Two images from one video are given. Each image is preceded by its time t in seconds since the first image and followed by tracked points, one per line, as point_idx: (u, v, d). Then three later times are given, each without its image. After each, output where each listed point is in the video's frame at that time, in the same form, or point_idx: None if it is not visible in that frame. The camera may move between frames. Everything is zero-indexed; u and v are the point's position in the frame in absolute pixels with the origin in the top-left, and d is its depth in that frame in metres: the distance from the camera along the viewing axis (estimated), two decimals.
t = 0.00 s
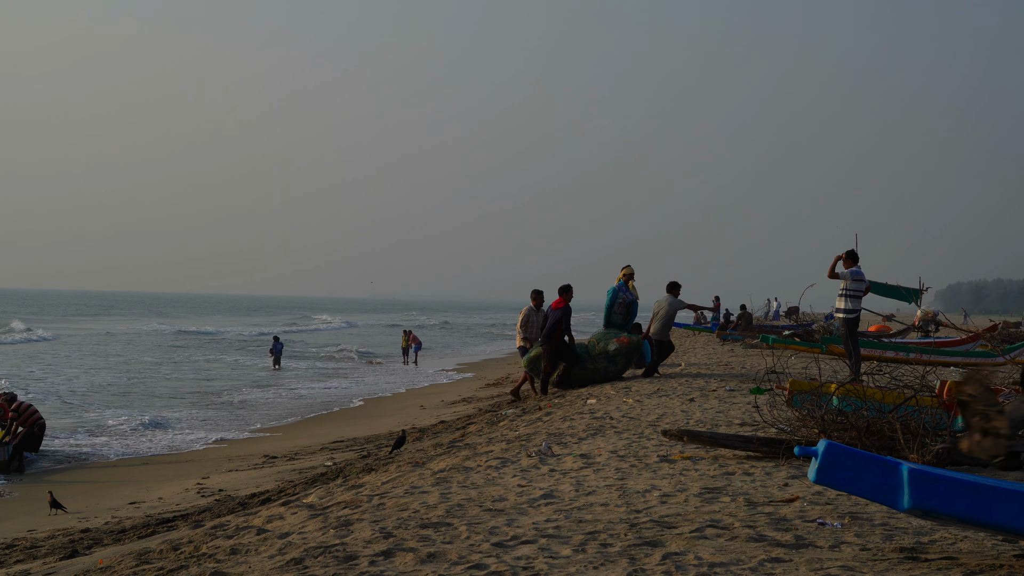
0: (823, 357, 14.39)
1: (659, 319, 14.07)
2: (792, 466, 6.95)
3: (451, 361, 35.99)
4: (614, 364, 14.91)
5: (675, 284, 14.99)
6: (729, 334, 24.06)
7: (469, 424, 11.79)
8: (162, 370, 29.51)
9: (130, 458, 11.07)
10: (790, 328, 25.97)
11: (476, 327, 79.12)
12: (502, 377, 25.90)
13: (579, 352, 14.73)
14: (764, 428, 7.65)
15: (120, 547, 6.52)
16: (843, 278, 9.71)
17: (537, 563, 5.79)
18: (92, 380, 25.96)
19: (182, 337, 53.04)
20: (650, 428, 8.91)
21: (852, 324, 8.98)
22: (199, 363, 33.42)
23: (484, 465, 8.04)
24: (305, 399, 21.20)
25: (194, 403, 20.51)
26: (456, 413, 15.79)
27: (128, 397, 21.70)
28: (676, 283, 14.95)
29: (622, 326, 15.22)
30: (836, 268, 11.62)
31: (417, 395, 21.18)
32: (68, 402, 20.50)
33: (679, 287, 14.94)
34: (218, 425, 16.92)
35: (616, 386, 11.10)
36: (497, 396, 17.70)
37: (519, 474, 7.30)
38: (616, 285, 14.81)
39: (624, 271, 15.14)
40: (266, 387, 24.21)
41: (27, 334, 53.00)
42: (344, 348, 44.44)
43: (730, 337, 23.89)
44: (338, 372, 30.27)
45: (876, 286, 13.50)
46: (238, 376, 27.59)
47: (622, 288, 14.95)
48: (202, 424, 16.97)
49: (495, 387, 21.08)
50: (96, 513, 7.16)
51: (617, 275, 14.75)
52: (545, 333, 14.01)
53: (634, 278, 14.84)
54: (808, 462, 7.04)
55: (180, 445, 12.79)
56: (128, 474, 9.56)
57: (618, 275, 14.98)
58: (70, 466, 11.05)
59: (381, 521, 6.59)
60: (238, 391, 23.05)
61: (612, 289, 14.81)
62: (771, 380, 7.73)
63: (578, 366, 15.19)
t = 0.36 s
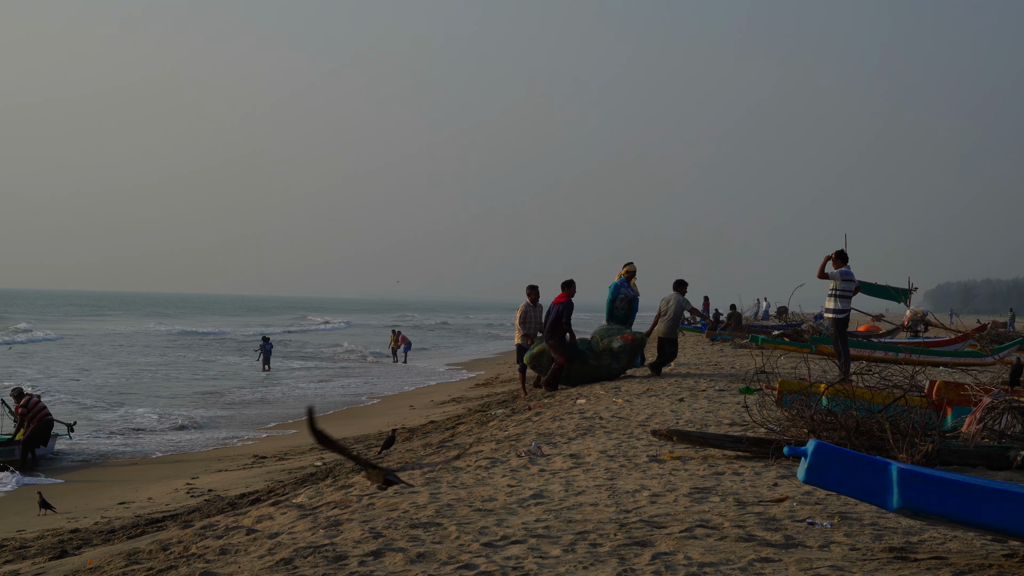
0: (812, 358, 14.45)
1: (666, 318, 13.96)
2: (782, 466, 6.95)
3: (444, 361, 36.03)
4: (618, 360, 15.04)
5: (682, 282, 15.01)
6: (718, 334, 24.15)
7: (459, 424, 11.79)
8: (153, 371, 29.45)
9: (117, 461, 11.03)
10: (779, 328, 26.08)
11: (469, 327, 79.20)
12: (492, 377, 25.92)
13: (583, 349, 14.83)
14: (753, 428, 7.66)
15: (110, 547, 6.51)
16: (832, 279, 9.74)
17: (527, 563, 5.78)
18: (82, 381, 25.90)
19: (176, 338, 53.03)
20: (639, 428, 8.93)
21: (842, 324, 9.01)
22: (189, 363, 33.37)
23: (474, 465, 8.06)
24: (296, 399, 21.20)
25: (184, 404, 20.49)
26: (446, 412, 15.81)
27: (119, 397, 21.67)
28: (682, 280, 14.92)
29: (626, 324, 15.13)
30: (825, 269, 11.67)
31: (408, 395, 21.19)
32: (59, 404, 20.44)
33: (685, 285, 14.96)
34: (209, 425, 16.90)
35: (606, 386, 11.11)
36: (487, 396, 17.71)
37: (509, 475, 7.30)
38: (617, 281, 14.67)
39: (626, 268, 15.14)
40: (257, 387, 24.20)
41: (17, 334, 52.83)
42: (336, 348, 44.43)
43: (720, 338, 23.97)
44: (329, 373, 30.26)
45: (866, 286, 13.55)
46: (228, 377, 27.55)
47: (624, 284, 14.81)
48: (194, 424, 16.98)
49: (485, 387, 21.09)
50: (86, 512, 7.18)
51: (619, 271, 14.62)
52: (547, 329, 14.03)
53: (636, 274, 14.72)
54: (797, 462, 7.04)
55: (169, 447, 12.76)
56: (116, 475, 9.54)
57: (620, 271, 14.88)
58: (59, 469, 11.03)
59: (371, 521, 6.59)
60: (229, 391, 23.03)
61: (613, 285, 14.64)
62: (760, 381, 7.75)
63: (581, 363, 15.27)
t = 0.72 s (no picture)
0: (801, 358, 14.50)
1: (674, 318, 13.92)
2: (771, 466, 6.95)
3: (435, 361, 36.08)
4: (626, 358, 15.13)
5: (690, 282, 15.00)
6: (708, 334, 24.23)
7: (448, 424, 11.80)
8: (143, 371, 29.37)
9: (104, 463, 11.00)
10: (768, 328, 26.20)
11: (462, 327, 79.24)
12: (483, 377, 25.97)
13: (590, 346, 14.90)
14: (742, 429, 7.65)
15: (99, 547, 6.51)
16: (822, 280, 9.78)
17: (516, 563, 5.78)
18: (72, 381, 25.81)
19: (172, 338, 53.04)
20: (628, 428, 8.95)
21: (832, 323, 9.04)
22: (180, 363, 33.29)
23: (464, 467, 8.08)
24: (287, 399, 21.17)
25: (175, 404, 20.44)
26: (436, 412, 15.83)
27: (109, 398, 21.61)
28: (690, 280, 15.00)
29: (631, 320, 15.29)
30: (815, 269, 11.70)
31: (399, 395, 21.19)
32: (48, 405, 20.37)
33: (693, 285, 14.97)
34: (200, 425, 16.87)
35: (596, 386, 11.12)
36: (476, 396, 17.71)
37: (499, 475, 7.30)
38: (621, 281, 14.80)
39: (630, 265, 15.19)
40: (248, 387, 24.17)
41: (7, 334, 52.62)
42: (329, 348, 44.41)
43: (709, 338, 24.06)
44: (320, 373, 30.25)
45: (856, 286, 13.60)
46: (219, 377, 27.51)
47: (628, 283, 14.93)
48: (187, 424, 17.00)
49: (474, 387, 21.10)
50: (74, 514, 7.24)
51: (623, 270, 14.71)
52: (552, 326, 14.06)
53: (639, 273, 14.80)
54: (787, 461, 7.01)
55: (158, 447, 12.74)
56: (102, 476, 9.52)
57: (624, 270, 14.94)
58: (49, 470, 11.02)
59: (360, 521, 6.59)
60: (220, 391, 22.99)
61: (617, 284, 14.77)
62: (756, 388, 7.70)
63: (589, 359, 15.34)
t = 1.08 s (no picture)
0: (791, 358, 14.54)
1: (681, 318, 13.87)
2: (759, 466, 6.94)
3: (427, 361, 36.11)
4: (636, 354, 15.13)
5: (701, 282, 15.03)
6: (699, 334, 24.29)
7: (437, 424, 11.80)
8: (134, 371, 29.32)
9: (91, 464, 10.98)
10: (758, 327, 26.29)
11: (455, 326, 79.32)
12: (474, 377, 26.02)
13: (597, 342, 14.89)
14: (730, 428, 7.64)
15: (88, 548, 6.50)
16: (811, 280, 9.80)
17: (505, 563, 5.78)
18: (63, 381, 25.75)
19: (166, 338, 52.93)
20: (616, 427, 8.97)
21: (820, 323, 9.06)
22: (172, 364, 33.26)
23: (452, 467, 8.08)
24: (278, 399, 21.17)
25: (166, 404, 20.41)
26: (425, 412, 15.84)
27: (100, 398, 21.57)
28: (701, 279, 15.00)
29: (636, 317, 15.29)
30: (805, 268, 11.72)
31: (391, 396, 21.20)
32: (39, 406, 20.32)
33: (704, 284, 14.99)
34: (192, 425, 16.84)
35: (586, 386, 11.13)
36: (466, 396, 17.72)
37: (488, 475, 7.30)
38: (626, 278, 14.84)
39: (635, 263, 15.22)
40: (240, 387, 24.16)
41: None
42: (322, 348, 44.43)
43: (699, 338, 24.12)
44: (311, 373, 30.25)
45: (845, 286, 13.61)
46: (210, 377, 27.49)
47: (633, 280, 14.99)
48: (179, 424, 16.99)
49: (463, 387, 21.12)
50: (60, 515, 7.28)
51: (627, 268, 14.75)
52: (557, 323, 14.06)
53: (645, 271, 14.85)
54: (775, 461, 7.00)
55: (147, 448, 12.72)
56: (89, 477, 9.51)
57: (629, 267, 14.97)
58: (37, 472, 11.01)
59: (349, 521, 6.58)
60: (211, 391, 22.97)
61: (622, 281, 14.81)
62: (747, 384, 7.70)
63: (598, 356, 15.33)
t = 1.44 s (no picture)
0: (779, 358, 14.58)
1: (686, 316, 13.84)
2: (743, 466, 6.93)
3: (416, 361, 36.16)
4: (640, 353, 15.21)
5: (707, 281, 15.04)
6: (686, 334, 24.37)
7: (422, 424, 11.80)
8: (123, 371, 29.26)
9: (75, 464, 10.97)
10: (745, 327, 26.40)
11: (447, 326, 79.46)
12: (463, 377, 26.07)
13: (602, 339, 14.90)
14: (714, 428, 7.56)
15: (71, 548, 6.48)
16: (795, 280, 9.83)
17: (488, 563, 5.77)
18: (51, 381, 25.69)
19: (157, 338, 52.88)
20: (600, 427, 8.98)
21: (803, 323, 9.12)
22: (162, 364, 33.24)
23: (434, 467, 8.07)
24: (267, 399, 21.17)
25: (155, 404, 20.39)
26: (409, 413, 15.82)
27: (89, 399, 21.52)
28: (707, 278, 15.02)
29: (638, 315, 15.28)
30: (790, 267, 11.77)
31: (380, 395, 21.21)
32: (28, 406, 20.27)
33: (710, 283, 14.99)
34: (181, 425, 16.81)
35: (571, 385, 11.13)
36: (449, 396, 17.71)
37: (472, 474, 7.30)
38: (628, 277, 14.82)
39: (636, 261, 15.22)
40: (229, 387, 24.16)
41: None
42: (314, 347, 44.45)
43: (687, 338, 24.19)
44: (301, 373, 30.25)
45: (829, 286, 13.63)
46: (199, 377, 27.47)
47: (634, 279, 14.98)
48: (169, 424, 16.96)
49: (447, 387, 21.14)
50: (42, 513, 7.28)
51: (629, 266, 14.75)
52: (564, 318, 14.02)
53: (647, 270, 14.82)
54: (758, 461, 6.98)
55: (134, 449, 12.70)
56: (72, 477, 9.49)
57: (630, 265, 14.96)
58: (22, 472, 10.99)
59: (332, 521, 6.58)
60: (201, 391, 22.96)
61: (624, 280, 14.78)
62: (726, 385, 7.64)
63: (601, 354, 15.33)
